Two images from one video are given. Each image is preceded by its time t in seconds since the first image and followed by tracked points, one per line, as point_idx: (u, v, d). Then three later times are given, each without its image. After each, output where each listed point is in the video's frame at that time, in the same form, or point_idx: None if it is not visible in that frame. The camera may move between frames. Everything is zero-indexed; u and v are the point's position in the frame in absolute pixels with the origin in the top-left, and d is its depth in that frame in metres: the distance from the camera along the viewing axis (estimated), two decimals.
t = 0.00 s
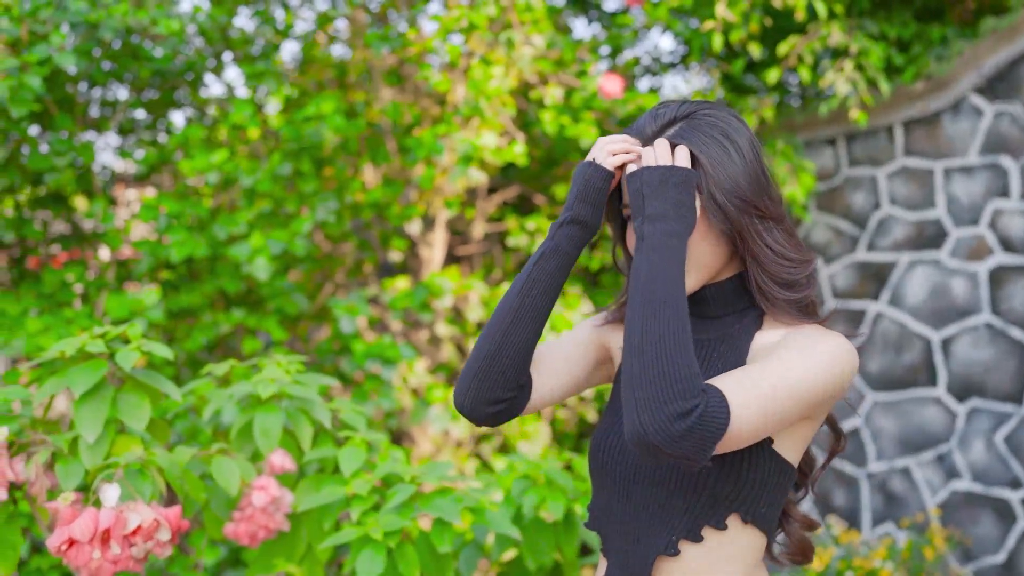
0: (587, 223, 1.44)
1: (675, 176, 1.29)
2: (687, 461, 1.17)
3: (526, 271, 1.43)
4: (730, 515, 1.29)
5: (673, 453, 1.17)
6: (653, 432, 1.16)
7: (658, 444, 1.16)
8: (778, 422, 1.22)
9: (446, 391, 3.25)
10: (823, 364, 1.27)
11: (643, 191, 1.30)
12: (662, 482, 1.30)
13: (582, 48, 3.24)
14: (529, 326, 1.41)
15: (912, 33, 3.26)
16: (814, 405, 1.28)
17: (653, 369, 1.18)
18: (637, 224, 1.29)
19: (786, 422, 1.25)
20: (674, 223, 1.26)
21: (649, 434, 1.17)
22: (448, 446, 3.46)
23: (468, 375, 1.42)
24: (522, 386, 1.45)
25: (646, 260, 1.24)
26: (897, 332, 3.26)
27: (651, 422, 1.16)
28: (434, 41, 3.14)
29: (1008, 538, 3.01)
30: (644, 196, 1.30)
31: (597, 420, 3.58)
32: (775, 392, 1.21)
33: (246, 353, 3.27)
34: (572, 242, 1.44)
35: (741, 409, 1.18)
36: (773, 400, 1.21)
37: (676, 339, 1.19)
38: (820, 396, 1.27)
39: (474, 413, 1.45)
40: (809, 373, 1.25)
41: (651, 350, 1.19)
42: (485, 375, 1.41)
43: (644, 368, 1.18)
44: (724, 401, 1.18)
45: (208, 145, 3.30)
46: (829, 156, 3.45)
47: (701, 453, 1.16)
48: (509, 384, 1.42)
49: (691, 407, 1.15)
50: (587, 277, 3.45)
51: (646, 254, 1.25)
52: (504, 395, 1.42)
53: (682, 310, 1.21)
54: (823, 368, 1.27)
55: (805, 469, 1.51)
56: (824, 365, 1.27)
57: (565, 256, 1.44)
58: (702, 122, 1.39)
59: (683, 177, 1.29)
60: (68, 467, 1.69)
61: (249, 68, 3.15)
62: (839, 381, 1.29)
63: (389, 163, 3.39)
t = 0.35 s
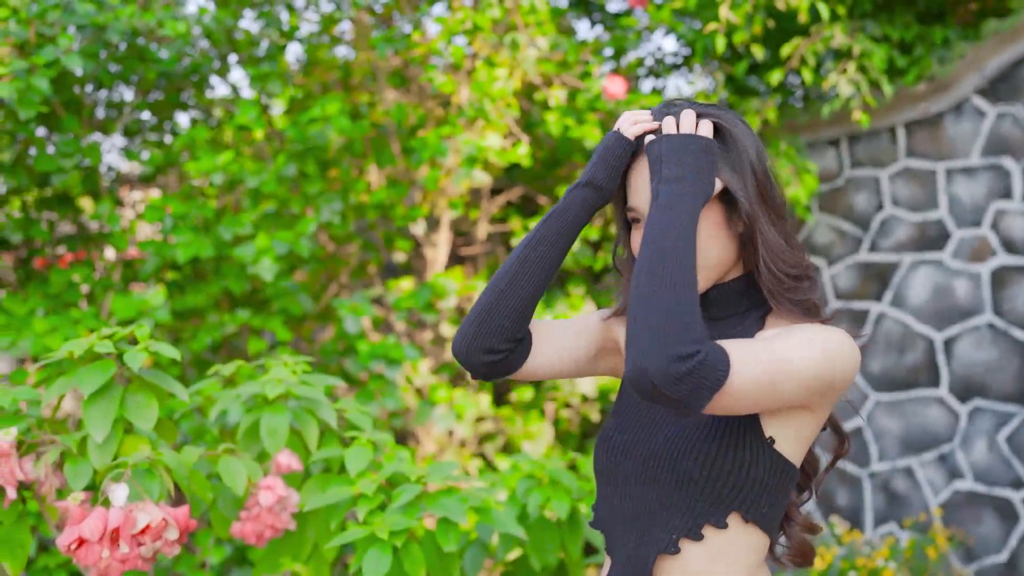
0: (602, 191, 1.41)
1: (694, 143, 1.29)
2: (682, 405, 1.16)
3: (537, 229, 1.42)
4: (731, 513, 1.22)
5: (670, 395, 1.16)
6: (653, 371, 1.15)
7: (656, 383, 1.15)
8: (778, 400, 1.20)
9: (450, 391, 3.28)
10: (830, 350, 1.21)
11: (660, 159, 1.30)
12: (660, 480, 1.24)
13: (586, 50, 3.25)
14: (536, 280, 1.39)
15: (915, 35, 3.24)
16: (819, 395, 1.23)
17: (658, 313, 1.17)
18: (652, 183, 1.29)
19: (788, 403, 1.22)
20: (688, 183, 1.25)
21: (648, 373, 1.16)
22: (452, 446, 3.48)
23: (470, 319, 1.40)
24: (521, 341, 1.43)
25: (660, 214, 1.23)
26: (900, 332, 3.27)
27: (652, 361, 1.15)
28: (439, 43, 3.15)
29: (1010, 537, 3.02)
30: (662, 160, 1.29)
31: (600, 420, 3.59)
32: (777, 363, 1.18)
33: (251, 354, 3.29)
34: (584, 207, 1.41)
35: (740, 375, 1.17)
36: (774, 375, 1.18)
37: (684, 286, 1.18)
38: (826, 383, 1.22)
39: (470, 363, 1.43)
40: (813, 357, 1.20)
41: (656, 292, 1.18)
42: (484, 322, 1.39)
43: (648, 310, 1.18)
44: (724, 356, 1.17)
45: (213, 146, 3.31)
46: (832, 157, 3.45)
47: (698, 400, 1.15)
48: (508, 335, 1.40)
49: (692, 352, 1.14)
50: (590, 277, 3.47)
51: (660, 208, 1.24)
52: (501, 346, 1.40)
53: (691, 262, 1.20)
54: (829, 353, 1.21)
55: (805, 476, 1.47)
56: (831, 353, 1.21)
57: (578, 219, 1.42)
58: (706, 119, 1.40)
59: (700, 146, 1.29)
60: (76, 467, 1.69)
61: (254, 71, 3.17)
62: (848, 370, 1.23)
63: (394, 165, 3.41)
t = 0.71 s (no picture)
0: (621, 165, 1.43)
1: (729, 122, 1.26)
2: (684, 352, 1.12)
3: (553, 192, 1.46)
4: (732, 514, 1.20)
5: (674, 339, 1.11)
6: (661, 310, 1.10)
7: (662, 322, 1.10)
8: (776, 380, 1.13)
9: (454, 391, 3.29)
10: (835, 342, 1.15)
11: (691, 133, 1.27)
12: (661, 481, 1.22)
13: (590, 50, 3.24)
14: (538, 242, 1.43)
15: (921, 33, 3.26)
16: (819, 389, 1.16)
17: (675, 257, 1.12)
18: (681, 148, 1.25)
19: (788, 390, 1.15)
20: (718, 152, 1.22)
21: (655, 313, 1.11)
22: (456, 446, 3.48)
23: (475, 275, 1.44)
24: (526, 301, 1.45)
25: (687, 172, 1.20)
26: (905, 332, 3.26)
27: (661, 300, 1.10)
28: (443, 44, 3.15)
29: (1016, 538, 3.01)
30: (696, 129, 1.26)
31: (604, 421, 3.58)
32: (779, 337, 1.13)
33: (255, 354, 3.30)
34: (600, 175, 1.44)
35: (744, 336, 1.12)
36: (773, 346, 1.12)
37: (703, 239, 1.14)
38: (828, 375, 1.15)
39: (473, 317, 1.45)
40: (817, 340, 1.14)
41: (673, 235, 1.14)
42: (487, 275, 1.42)
43: (665, 249, 1.14)
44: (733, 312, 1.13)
45: (218, 147, 3.31)
46: (836, 157, 3.44)
47: (700, 349, 1.11)
48: (513, 290, 1.42)
49: (703, 300, 1.10)
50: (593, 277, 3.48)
51: (688, 166, 1.21)
52: (506, 300, 1.42)
53: (712, 218, 1.16)
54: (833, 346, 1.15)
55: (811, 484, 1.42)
56: (834, 346, 1.14)
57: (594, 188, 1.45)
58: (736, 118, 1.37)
59: (734, 127, 1.26)
60: (83, 467, 1.69)
61: (258, 71, 3.18)
62: (852, 368, 1.16)
63: (398, 165, 3.41)
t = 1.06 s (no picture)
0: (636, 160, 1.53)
1: (763, 123, 1.28)
2: (689, 327, 1.10)
3: (571, 180, 1.54)
4: (732, 514, 1.20)
5: (680, 313, 1.09)
6: (670, 278, 1.09)
7: (670, 292, 1.09)
8: (777, 370, 1.12)
9: (457, 392, 3.31)
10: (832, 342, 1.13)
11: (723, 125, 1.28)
12: (661, 481, 1.22)
13: (593, 50, 3.24)
14: (554, 230, 1.50)
15: (923, 35, 3.25)
16: (818, 387, 1.15)
17: (693, 234, 1.12)
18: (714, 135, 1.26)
19: (788, 382, 1.14)
20: (752, 148, 1.23)
21: (664, 282, 1.10)
22: (458, 446, 3.50)
23: (491, 248, 1.50)
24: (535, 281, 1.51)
25: (720, 157, 1.20)
26: (907, 333, 3.26)
27: (674, 270, 1.09)
28: (445, 45, 3.16)
29: (1018, 539, 3.00)
30: (731, 123, 1.27)
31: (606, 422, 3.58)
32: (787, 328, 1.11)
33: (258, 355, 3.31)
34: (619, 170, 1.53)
35: (751, 320, 1.10)
36: (778, 336, 1.10)
37: (722, 221, 1.14)
38: (828, 373, 1.14)
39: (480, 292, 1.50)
40: (819, 335, 1.12)
41: (692, 214, 1.14)
42: (504, 249, 1.48)
43: (681, 226, 1.13)
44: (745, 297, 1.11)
45: (221, 148, 3.32)
46: (838, 157, 3.43)
47: (704, 327, 1.09)
48: (524, 268, 1.48)
49: (715, 277, 1.09)
50: (595, 278, 3.48)
51: (718, 154, 1.21)
52: (516, 278, 1.47)
53: (731, 207, 1.15)
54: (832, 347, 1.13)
55: (812, 489, 1.41)
56: (834, 344, 1.13)
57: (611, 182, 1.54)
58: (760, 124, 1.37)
59: (768, 132, 1.28)
60: (87, 469, 1.69)
61: (261, 73, 3.19)
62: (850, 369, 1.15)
63: (400, 166, 3.41)
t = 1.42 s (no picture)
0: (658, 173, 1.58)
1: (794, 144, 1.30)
2: (698, 315, 1.09)
3: (591, 187, 1.60)
4: (737, 517, 1.21)
5: (691, 301, 1.08)
6: (686, 264, 1.08)
7: (684, 278, 1.08)
8: (784, 366, 1.12)
9: (460, 393, 3.33)
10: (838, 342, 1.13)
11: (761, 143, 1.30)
12: (668, 484, 1.23)
13: (596, 52, 3.25)
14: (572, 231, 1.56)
15: (925, 37, 3.21)
16: (821, 387, 1.16)
17: (715, 228, 1.11)
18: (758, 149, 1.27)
19: (790, 380, 1.15)
20: (786, 167, 1.24)
21: (679, 269, 1.09)
22: (461, 447, 3.52)
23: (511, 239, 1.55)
24: (549, 277, 1.54)
25: (760, 169, 1.20)
26: (910, 334, 3.24)
27: (691, 258, 1.08)
28: (448, 47, 3.17)
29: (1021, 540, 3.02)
30: (775, 143, 1.29)
31: (609, 423, 3.58)
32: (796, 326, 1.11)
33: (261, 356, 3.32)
34: (640, 179, 1.58)
35: (762, 315, 1.09)
36: (788, 333, 1.10)
37: (746, 224, 1.13)
38: (831, 372, 1.14)
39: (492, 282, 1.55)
40: (825, 335, 1.12)
41: (717, 212, 1.13)
42: (523, 242, 1.53)
43: (705, 220, 1.12)
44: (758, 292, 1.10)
45: (224, 149, 3.33)
46: (841, 159, 3.39)
47: (713, 317, 1.08)
48: (538, 260, 1.52)
49: (733, 272, 1.08)
50: (598, 279, 3.49)
51: (759, 166, 1.22)
52: (530, 270, 1.51)
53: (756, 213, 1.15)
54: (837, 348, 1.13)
55: (818, 494, 1.41)
56: (841, 343, 1.13)
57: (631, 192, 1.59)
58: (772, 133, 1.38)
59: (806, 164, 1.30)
60: (94, 471, 1.69)
61: (265, 74, 3.19)
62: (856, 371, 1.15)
63: (403, 167, 3.42)
